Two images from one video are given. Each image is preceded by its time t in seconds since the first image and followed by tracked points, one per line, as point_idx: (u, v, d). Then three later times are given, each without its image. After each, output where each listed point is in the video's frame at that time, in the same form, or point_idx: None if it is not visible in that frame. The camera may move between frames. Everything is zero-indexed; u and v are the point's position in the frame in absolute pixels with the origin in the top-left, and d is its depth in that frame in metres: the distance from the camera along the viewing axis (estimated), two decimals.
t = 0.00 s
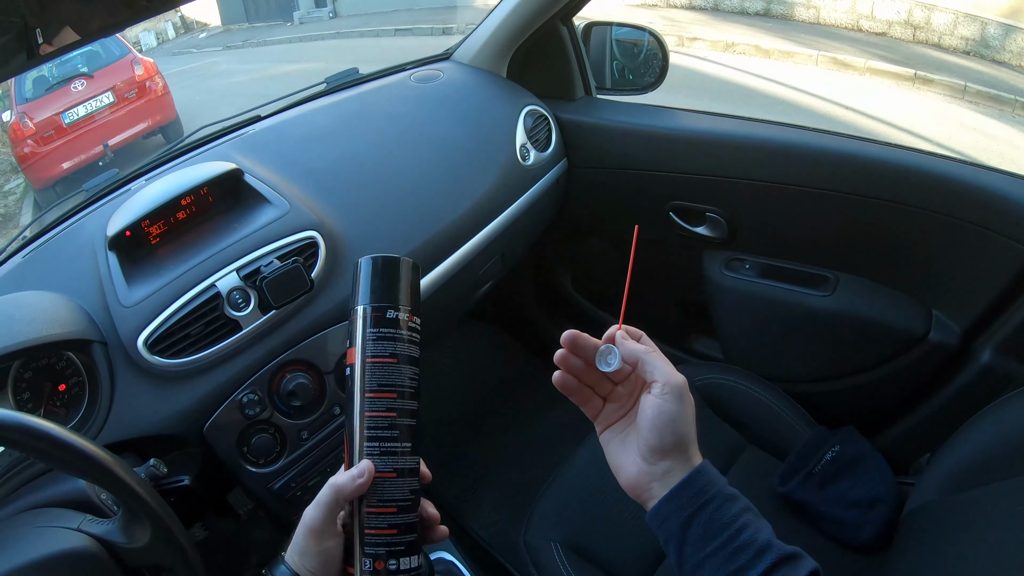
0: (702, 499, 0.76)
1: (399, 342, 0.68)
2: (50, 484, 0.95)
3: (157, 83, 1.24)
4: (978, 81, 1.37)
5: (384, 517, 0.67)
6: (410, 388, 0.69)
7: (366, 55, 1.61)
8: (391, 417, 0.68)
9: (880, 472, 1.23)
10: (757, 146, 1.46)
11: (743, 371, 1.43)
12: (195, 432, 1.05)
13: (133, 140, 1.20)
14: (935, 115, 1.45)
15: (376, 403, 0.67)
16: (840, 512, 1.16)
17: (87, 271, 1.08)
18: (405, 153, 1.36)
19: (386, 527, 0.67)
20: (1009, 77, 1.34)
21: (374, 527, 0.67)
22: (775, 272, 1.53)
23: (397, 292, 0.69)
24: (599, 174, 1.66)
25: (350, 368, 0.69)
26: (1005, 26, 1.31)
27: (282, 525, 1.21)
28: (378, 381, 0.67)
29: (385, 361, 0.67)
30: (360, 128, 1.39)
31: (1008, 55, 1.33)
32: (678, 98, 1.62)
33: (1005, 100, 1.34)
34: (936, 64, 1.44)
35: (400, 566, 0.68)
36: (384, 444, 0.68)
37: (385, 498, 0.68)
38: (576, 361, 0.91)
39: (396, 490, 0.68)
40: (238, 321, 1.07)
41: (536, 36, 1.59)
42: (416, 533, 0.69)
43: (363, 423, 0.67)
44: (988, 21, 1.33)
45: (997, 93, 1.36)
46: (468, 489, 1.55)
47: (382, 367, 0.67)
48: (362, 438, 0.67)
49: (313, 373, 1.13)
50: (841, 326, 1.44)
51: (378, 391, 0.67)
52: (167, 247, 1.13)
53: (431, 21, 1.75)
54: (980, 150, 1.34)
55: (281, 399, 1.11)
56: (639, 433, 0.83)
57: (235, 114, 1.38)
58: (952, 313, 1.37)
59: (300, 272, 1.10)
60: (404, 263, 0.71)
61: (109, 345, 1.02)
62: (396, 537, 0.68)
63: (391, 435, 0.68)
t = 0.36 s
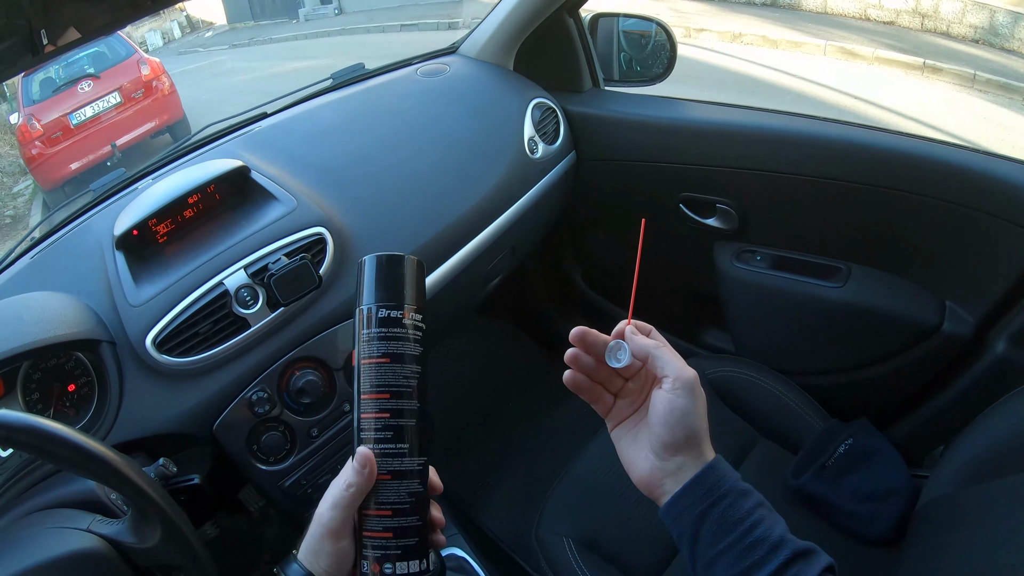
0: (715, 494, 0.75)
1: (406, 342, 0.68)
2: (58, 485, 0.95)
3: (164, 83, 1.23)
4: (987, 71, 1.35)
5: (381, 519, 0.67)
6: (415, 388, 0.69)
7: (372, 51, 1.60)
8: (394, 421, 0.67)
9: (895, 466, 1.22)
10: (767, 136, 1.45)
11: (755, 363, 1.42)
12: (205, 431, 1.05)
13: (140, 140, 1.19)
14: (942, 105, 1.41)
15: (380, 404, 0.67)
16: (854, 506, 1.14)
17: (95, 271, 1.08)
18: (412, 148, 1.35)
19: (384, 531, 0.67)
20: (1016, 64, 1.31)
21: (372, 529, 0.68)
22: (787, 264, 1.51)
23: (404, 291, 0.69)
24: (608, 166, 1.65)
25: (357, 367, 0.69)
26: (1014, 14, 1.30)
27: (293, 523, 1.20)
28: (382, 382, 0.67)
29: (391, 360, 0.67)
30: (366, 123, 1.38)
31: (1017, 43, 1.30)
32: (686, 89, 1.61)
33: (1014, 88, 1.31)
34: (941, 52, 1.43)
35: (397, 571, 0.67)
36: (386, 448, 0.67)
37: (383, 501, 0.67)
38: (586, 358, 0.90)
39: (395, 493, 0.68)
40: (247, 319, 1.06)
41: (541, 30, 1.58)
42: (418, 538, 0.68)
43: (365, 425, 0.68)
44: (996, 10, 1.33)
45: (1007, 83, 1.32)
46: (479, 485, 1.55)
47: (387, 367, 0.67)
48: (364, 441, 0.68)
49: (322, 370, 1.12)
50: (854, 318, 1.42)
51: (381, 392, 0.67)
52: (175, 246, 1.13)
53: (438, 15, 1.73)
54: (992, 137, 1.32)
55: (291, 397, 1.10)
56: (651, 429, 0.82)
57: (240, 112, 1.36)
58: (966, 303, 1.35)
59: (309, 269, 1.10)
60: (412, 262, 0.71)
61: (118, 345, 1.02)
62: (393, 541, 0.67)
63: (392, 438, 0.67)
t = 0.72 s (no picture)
0: (724, 487, 0.74)
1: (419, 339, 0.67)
2: (65, 482, 0.95)
3: (169, 79, 1.21)
4: (994, 59, 1.33)
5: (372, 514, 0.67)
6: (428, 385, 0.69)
7: (375, 45, 1.58)
8: (410, 419, 0.67)
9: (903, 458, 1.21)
10: (774, 126, 1.44)
11: (764, 355, 1.41)
12: (212, 427, 1.05)
13: (144, 138, 1.18)
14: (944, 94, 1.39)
15: (395, 403, 0.67)
16: (863, 498, 1.14)
17: (101, 268, 1.08)
18: (416, 141, 1.34)
19: (372, 523, 0.68)
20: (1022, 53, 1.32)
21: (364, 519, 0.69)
22: (795, 254, 1.50)
23: (416, 288, 0.68)
24: (614, 158, 1.64)
25: (372, 365, 0.68)
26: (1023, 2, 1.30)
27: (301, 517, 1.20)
28: (397, 380, 0.67)
29: (404, 358, 0.67)
30: (369, 117, 1.37)
31: None
32: (692, 80, 1.59)
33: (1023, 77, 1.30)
34: (950, 43, 1.39)
35: (380, 565, 0.67)
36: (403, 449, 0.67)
37: (372, 494, 0.68)
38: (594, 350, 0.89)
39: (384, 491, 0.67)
40: (253, 315, 1.06)
41: (548, 21, 1.59)
42: (405, 536, 0.67)
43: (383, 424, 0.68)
44: None
45: (1014, 71, 1.31)
46: (487, 478, 1.54)
47: (402, 365, 0.67)
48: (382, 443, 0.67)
49: (329, 365, 1.12)
50: (863, 309, 1.41)
51: (395, 390, 0.67)
52: (180, 242, 1.12)
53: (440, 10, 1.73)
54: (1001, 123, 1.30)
55: (298, 392, 1.10)
56: (659, 422, 0.81)
57: (243, 107, 1.36)
58: (975, 294, 1.34)
59: (315, 263, 1.09)
60: (425, 257, 0.69)
61: (125, 342, 1.01)
62: (379, 536, 0.67)
63: (409, 438, 0.67)
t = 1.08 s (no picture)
0: (734, 482, 0.73)
1: (407, 332, 0.66)
2: (71, 479, 0.95)
3: (173, 77, 1.20)
4: (1001, 52, 1.27)
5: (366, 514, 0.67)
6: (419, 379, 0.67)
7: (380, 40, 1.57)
8: (402, 415, 0.66)
9: (912, 452, 1.20)
10: (781, 120, 1.43)
11: (771, 349, 1.40)
12: (218, 422, 1.05)
13: (149, 135, 1.18)
14: (948, 85, 1.35)
15: (384, 398, 0.66)
16: (871, 493, 1.13)
17: (105, 263, 1.08)
18: (421, 135, 1.34)
19: (368, 523, 0.67)
20: None
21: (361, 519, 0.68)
22: (802, 248, 1.49)
23: (403, 280, 0.67)
24: (619, 151, 1.63)
25: (360, 362, 0.67)
26: None
27: (308, 513, 1.20)
28: (385, 375, 0.66)
29: (390, 352, 0.66)
30: (374, 110, 1.36)
31: None
32: (698, 73, 1.58)
33: None
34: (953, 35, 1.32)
35: (377, 566, 0.66)
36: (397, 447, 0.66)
37: (368, 494, 0.67)
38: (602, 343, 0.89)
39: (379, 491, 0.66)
40: (258, 310, 1.06)
41: (552, 13, 1.58)
42: (400, 536, 0.66)
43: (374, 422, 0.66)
44: None
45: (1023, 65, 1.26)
46: (493, 473, 1.54)
47: (390, 359, 0.66)
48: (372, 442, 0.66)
49: (335, 360, 1.11)
50: (871, 303, 1.40)
51: (385, 385, 0.66)
52: (185, 237, 1.12)
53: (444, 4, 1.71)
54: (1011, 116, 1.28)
55: (304, 387, 1.09)
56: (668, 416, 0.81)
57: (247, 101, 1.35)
58: (984, 287, 1.33)
59: (320, 258, 1.09)
60: (409, 250, 0.68)
61: (130, 338, 1.01)
62: (375, 535, 0.66)
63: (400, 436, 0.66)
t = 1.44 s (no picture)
0: (732, 484, 0.73)
1: (410, 327, 0.65)
2: (72, 474, 0.95)
3: (177, 74, 1.20)
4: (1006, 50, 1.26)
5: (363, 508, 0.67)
6: (423, 375, 0.67)
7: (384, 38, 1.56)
8: (403, 411, 0.66)
9: (915, 451, 1.19)
10: (785, 118, 1.42)
11: (774, 348, 1.39)
12: (218, 419, 1.04)
13: (153, 132, 1.18)
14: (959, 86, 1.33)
15: (386, 395, 0.65)
16: (873, 492, 1.12)
17: (107, 260, 1.08)
18: (423, 132, 1.33)
19: (367, 518, 0.67)
20: None
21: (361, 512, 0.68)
22: (805, 245, 1.48)
23: (407, 275, 0.66)
24: (622, 149, 1.62)
25: (363, 357, 0.67)
26: None
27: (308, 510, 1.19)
28: (386, 371, 0.65)
29: (388, 348, 0.65)
30: (376, 107, 1.36)
31: None
32: (702, 70, 1.57)
33: None
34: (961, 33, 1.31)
35: (376, 562, 0.66)
36: (398, 443, 0.65)
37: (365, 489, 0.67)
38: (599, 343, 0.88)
39: (377, 483, 0.66)
40: (259, 306, 1.05)
41: (553, 11, 1.58)
42: (397, 532, 0.65)
43: (376, 418, 0.65)
44: None
45: None
46: (495, 470, 1.54)
47: (393, 355, 0.65)
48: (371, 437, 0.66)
49: (336, 356, 1.11)
50: (875, 302, 1.39)
51: (387, 381, 0.65)
52: (186, 233, 1.12)
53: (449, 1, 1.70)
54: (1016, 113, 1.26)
55: (304, 383, 1.09)
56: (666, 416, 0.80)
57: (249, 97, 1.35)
58: (988, 286, 1.32)
59: (320, 254, 1.09)
60: (409, 244, 0.67)
61: (131, 334, 1.01)
62: (374, 531, 0.66)
63: (403, 432, 0.66)
